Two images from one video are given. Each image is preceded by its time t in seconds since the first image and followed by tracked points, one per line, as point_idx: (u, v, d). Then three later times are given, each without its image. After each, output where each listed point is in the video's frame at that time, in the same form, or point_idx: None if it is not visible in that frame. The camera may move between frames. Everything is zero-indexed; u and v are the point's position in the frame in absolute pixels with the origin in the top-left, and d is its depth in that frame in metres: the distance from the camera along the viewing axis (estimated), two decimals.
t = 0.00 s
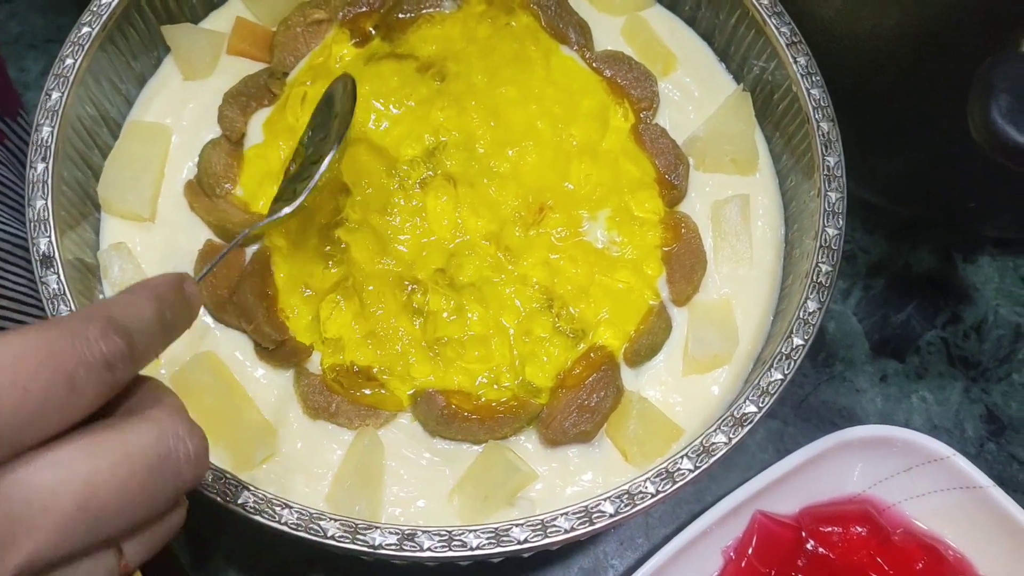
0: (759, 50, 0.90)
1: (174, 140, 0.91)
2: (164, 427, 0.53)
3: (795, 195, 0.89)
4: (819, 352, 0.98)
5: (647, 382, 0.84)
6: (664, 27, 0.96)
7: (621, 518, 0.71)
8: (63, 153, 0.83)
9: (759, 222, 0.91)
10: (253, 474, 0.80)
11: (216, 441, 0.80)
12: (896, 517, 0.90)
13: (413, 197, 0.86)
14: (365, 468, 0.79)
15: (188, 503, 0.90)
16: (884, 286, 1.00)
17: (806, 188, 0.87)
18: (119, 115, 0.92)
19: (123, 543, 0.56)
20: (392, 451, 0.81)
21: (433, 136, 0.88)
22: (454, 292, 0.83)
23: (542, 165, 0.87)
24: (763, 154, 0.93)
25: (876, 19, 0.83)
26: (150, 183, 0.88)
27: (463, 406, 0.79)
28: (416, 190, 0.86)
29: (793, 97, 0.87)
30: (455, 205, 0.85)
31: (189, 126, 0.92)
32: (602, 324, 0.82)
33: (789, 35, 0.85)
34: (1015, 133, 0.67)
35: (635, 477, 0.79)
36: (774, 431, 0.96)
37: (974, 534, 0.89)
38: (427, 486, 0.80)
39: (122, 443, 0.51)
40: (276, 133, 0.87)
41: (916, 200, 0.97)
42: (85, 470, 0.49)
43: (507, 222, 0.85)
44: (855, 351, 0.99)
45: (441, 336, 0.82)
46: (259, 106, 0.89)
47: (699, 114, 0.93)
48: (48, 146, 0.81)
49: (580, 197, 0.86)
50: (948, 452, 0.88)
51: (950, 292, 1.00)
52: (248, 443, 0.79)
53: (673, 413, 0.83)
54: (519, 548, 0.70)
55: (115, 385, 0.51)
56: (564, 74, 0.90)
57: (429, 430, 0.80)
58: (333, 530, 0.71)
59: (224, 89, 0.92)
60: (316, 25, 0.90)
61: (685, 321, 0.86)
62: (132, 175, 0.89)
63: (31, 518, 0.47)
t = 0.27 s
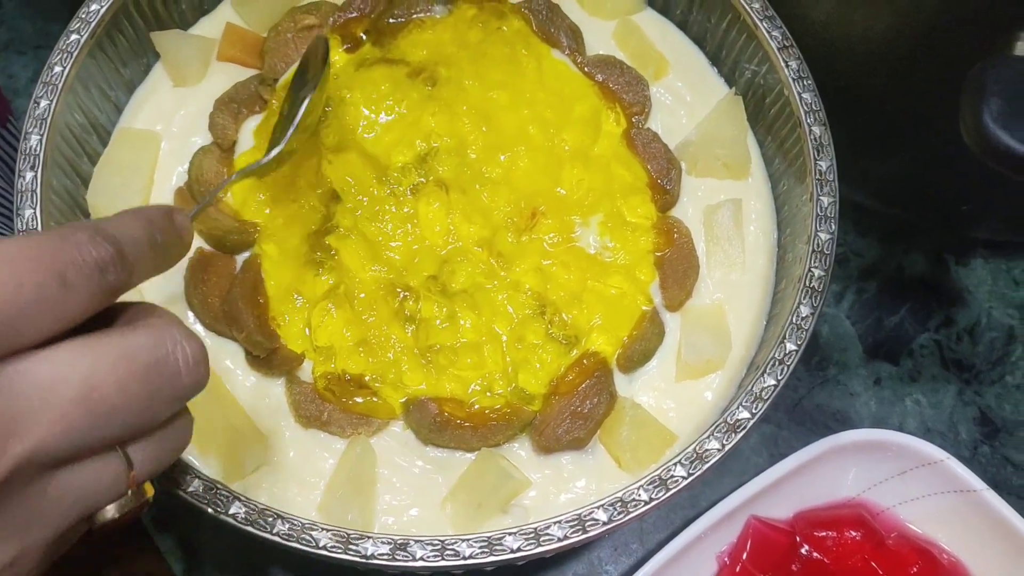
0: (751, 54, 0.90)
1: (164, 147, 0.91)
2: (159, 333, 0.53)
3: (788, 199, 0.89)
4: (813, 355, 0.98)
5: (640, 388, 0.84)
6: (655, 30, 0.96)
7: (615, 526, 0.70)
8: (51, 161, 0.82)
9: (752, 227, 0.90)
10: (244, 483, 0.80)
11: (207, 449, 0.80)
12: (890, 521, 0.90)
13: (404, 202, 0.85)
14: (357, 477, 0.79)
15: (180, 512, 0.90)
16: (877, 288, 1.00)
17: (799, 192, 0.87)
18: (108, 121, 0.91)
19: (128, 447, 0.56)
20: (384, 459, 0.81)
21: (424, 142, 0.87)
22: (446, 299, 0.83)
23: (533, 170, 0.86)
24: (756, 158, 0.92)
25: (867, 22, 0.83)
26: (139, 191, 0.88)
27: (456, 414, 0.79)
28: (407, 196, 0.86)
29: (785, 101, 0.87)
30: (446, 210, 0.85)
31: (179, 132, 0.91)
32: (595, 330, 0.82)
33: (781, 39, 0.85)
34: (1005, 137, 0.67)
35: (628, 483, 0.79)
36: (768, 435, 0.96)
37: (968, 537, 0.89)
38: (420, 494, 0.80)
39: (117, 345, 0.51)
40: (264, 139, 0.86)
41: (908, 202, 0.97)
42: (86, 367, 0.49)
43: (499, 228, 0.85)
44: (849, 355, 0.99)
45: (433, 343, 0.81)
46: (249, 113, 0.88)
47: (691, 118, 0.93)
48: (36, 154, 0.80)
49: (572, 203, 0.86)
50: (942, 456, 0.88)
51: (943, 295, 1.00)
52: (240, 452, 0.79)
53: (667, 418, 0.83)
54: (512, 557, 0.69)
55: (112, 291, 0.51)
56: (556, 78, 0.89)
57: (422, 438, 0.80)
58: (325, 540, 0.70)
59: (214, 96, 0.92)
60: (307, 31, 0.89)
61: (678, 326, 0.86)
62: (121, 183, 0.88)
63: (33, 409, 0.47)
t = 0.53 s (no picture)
0: (737, 57, 0.89)
1: (149, 155, 0.90)
2: (187, 181, 0.49)
3: (776, 203, 0.89)
4: (803, 359, 0.98)
5: (629, 394, 0.84)
6: (642, 35, 0.96)
7: (603, 535, 0.70)
8: (35, 171, 0.82)
9: (740, 231, 0.90)
10: (231, 494, 0.80)
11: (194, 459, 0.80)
12: (880, 525, 0.90)
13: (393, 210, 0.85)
14: (345, 487, 0.78)
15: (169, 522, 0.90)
16: (867, 291, 1.00)
17: (786, 196, 0.86)
18: (93, 130, 0.91)
19: (146, 470, 0.50)
20: (372, 468, 0.80)
21: (410, 149, 0.86)
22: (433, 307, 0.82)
23: (520, 177, 0.86)
24: (743, 161, 0.92)
25: (854, 26, 0.85)
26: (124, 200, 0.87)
27: (444, 422, 0.79)
28: (394, 203, 0.85)
29: (772, 105, 0.87)
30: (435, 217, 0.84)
31: (164, 141, 0.91)
32: (582, 337, 0.82)
33: (767, 42, 0.85)
34: (989, 141, 0.67)
35: (617, 491, 0.79)
36: (758, 438, 0.96)
37: (959, 540, 0.89)
38: (409, 503, 0.80)
39: (137, 354, 0.44)
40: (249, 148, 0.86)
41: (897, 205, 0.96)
42: (96, 395, 0.42)
43: (486, 235, 0.84)
44: (839, 358, 0.98)
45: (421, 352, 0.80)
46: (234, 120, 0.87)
47: (678, 123, 0.93)
48: (19, 165, 0.80)
49: (559, 209, 0.85)
50: (932, 459, 0.88)
51: (933, 297, 1.00)
52: (226, 462, 0.79)
53: (656, 425, 0.83)
54: (500, 566, 0.69)
55: (127, 290, 0.46)
56: (542, 83, 0.89)
57: (410, 446, 0.80)
58: (312, 552, 0.70)
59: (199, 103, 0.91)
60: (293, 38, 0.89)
61: (666, 332, 0.85)
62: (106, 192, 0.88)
63: (65, 408, 0.41)
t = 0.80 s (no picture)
0: (726, 57, 0.89)
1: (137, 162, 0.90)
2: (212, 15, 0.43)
3: (765, 204, 0.89)
4: (795, 358, 0.98)
5: (621, 396, 0.84)
6: (630, 35, 0.95)
7: (596, 538, 0.70)
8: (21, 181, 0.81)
9: (730, 232, 0.90)
10: (223, 501, 0.80)
11: (186, 466, 0.80)
12: (874, 523, 0.90)
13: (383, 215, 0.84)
14: (337, 493, 0.78)
15: (162, 530, 0.89)
16: (858, 289, 1.00)
17: (776, 196, 0.86)
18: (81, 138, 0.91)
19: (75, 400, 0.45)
20: (364, 473, 0.80)
21: (400, 154, 0.86)
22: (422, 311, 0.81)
23: (510, 180, 0.86)
24: (733, 161, 0.92)
25: (842, 26, 0.82)
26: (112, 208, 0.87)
27: (436, 427, 0.79)
28: (383, 208, 0.84)
29: (760, 104, 0.87)
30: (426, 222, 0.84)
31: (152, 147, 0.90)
32: (574, 340, 0.82)
33: (755, 43, 0.85)
34: (978, 141, 0.67)
35: (609, 494, 0.79)
36: (751, 438, 0.96)
37: (952, 538, 0.89)
38: (401, 509, 0.79)
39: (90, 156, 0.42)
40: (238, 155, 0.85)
41: (887, 204, 0.97)
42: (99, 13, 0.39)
43: (476, 238, 0.84)
44: (831, 357, 0.99)
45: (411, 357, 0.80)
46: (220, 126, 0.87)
47: (668, 124, 0.93)
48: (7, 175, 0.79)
49: (549, 212, 0.85)
50: (924, 457, 0.88)
51: (923, 294, 1.00)
52: (218, 469, 0.79)
53: (649, 427, 0.83)
54: (493, 571, 0.69)
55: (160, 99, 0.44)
56: (531, 86, 0.89)
57: (402, 451, 0.80)
58: (304, 559, 0.69)
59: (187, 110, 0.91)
60: (280, 43, 0.88)
61: (658, 333, 0.86)
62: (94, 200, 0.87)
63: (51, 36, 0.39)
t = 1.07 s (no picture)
0: (696, 60, 0.91)
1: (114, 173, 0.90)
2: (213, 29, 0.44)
3: (738, 204, 0.89)
4: (771, 356, 0.99)
5: (598, 398, 0.84)
6: (603, 40, 0.97)
7: (572, 538, 0.71)
8: None
9: (704, 233, 0.91)
10: (202, 511, 0.80)
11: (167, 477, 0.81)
12: (850, 519, 0.91)
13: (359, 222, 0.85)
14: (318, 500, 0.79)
15: (145, 539, 0.90)
16: (831, 288, 1.02)
17: (747, 197, 0.87)
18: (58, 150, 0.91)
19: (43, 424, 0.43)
20: (344, 480, 0.80)
21: (376, 161, 0.87)
22: (400, 318, 0.82)
23: (485, 185, 0.86)
24: (706, 163, 0.93)
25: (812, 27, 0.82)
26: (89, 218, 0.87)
27: (414, 431, 0.79)
28: (360, 215, 0.85)
29: (731, 106, 0.88)
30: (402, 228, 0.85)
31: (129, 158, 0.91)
32: (550, 342, 0.82)
33: (725, 46, 0.86)
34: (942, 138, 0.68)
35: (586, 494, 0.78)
36: (729, 437, 0.97)
37: (927, 532, 0.90)
38: (381, 514, 0.79)
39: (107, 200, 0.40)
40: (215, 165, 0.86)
41: (858, 203, 0.98)
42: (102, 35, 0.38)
43: (453, 244, 0.85)
44: (806, 355, 1.00)
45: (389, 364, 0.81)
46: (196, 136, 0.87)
47: (641, 128, 0.94)
48: None
49: (525, 217, 0.86)
50: (897, 453, 0.89)
51: (896, 291, 1.02)
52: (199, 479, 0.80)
53: (625, 428, 0.83)
54: (469, 574, 0.69)
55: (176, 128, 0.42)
56: (505, 92, 0.90)
57: (381, 457, 0.80)
58: (283, 565, 0.70)
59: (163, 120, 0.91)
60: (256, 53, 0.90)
61: (634, 335, 0.86)
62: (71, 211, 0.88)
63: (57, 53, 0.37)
